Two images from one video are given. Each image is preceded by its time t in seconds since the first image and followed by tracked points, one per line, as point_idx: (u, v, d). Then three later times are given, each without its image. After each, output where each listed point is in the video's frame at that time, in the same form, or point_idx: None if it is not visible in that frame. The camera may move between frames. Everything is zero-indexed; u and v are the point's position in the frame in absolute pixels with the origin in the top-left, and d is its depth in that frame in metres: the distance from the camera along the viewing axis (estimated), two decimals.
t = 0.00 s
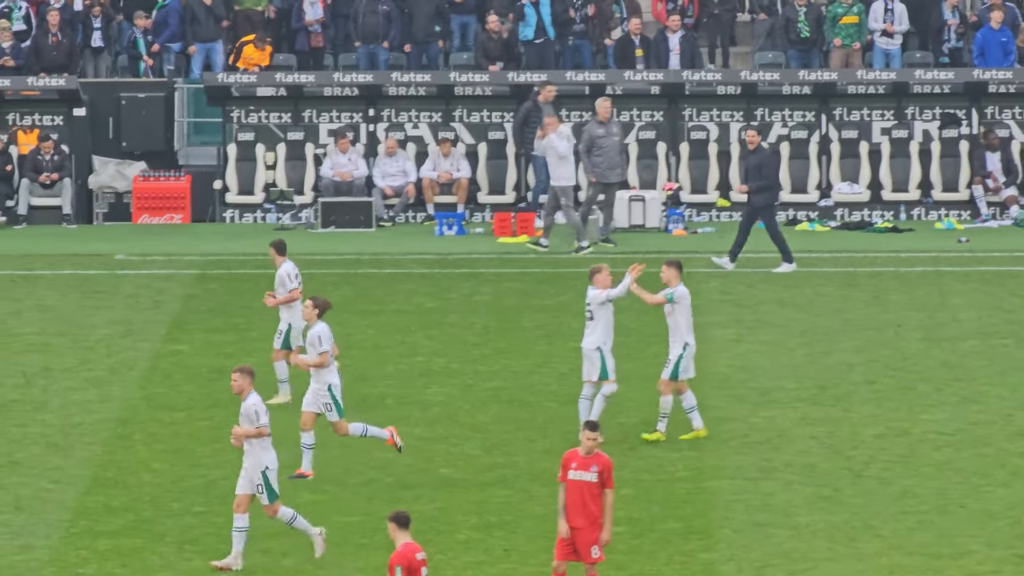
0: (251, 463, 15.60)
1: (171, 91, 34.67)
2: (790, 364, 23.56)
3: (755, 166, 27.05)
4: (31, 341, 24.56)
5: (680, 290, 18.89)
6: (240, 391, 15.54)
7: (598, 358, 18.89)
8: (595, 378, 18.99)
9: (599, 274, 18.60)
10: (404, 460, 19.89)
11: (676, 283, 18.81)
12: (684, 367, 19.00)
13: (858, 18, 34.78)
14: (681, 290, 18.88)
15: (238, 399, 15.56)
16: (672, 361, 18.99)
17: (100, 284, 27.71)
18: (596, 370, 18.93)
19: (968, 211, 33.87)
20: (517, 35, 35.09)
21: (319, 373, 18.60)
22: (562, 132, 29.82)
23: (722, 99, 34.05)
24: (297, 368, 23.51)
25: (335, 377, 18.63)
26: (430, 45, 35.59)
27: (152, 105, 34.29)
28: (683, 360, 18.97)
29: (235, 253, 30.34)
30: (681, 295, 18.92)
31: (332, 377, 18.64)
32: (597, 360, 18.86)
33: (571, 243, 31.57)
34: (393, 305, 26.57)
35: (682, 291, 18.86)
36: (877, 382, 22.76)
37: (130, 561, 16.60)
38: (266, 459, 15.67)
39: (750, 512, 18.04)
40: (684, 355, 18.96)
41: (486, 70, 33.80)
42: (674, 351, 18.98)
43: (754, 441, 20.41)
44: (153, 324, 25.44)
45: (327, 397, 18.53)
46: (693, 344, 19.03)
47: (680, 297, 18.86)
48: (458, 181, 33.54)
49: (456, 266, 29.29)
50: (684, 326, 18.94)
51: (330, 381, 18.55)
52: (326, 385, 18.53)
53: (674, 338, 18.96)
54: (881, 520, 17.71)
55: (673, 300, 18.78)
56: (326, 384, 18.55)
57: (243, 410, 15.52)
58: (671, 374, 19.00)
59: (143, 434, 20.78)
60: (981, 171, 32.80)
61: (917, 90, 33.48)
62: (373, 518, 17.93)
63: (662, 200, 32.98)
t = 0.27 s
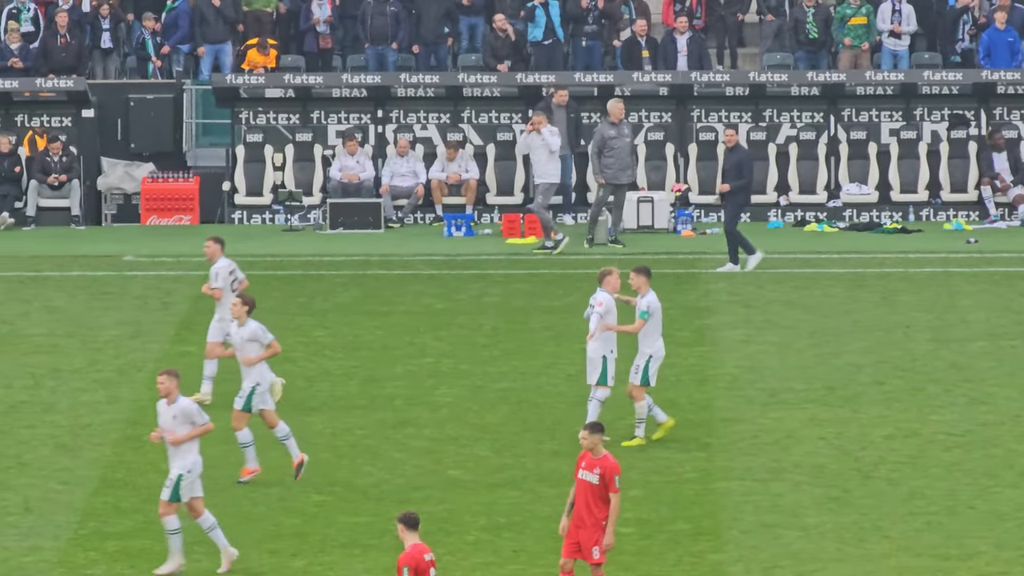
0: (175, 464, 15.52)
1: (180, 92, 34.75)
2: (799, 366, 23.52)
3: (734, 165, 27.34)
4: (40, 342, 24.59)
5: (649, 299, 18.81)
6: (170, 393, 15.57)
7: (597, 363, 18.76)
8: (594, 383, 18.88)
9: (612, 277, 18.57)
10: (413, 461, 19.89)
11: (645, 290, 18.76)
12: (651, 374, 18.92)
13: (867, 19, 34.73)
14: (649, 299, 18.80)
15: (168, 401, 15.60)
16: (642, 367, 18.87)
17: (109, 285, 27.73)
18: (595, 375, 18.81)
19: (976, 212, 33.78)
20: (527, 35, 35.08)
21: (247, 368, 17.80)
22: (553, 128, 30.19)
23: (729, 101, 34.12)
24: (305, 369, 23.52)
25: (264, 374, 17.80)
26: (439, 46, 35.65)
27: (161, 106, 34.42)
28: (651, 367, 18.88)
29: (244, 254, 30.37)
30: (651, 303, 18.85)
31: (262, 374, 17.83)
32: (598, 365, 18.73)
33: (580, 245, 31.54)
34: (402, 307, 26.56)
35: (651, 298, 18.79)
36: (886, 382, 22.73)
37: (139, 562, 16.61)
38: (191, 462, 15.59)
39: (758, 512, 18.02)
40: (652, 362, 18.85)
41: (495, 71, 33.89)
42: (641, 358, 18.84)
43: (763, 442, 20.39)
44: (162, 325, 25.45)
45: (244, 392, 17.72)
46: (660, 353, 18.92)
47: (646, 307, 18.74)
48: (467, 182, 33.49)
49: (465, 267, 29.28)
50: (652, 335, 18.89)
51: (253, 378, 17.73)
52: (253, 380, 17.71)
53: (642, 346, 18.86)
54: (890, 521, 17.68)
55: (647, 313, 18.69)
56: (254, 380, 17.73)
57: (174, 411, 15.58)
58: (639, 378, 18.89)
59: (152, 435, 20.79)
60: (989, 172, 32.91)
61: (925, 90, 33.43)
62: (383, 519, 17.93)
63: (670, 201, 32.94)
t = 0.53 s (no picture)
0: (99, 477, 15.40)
1: (187, 89, 34.73)
2: (806, 361, 23.50)
3: (713, 165, 27.16)
4: (47, 339, 24.60)
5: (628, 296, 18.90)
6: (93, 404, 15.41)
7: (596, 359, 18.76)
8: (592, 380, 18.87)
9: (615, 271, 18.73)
10: (421, 457, 19.88)
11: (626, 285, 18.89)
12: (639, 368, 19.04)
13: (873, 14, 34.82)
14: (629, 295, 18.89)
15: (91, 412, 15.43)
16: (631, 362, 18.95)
17: (116, 282, 27.74)
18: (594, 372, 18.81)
19: (983, 207, 33.86)
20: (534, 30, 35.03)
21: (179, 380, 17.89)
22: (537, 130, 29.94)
23: (737, 96, 33.89)
24: (313, 365, 23.52)
25: (194, 387, 17.93)
26: (446, 42, 35.64)
27: (167, 103, 34.38)
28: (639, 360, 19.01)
29: (251, 251, 30.37)
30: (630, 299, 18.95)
31: (192, 386, 17.94)
32: (598, 361, 18.74)
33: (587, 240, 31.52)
34: (409, 303, 26.55)
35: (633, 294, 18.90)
36: (893, 378, 22.70)
37: (147, 559, 16.62)
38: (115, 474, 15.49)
39: (766, 508, 18.01)
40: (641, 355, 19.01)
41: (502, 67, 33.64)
42: (631, 353, 18.94)
43: (770, 437, 20.37)
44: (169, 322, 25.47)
45: (177, 406, 17.82)
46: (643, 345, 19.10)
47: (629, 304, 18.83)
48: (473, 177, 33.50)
49: (472, 263, 29.26)
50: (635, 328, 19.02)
51: (184, 391, 17.84)
52: (183, 393, 17.83)
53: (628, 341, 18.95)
54: (898, 516, 17.66)
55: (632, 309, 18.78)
56: (185, 393, 17.85)
57: (95, 423, 15.38)
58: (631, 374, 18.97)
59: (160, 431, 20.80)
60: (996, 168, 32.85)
61: (933, 86, 33.42)
62: (390, 515, 17.93)
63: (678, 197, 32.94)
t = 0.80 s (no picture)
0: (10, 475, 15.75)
1: (185, 84, 34.78)
2: (805, 356, 23.51)
3: (682, 159, 27.40)
4: (46, 334, 24.61)
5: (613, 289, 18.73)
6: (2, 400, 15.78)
7: (586, 354, 18.83)
8: (584, 373, 19.00)
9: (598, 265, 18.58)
10: (419, 453, 19.89)
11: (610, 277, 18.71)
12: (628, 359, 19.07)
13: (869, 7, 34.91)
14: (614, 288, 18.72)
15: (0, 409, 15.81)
16: (619, 355, 18.96)
17: (115, 277, 27.76)
18: (585, 366, 18.93)
19: (982, 202, 33.92)
20: (534, 24, 35.03)
21: (95, 380, 17.82)
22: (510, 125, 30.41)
23: (735, 91, 33.92)
24: (312, 360, 23.53)
25: (110, 385, 17.87)
26: (445, 37, 35.71)
27: (166, 98, 34.34)
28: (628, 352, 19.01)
29: (249, 246, 30.38)
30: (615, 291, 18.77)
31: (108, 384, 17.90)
32: (590, 357, 18.84)
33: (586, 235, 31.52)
34: (408, 298, 26.56)
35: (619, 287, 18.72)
36: (892, 373, 22.70)
37: (145, 555, 16.64)
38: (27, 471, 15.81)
39: (764, 503, 18.03)
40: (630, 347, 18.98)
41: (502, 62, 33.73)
42: (618, 346, 18.92)
43: (769, 432, 20.38)
44: (168, 317, 25.49)
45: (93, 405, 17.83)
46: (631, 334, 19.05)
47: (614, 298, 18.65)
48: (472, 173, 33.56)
49: (471, 258, 29.28)
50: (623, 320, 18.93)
51: (102, 390, 17.80)
52: (100, 392, 17.80)
53: (616, 334, 18.89)
54: (895, 511, 17.68)
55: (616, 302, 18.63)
56: (102, 392, 17.81)
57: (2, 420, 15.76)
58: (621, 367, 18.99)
59: (158, 427, 20.82)
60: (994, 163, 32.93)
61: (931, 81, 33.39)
62: (389, 511, 17.94)
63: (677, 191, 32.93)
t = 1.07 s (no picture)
0: None
1: (189, 79, 34.82)
2: (809, 351, 23.50)
3: (658, 155, 27.13)
4: (49, 329, 24.61)
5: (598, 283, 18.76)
6: None
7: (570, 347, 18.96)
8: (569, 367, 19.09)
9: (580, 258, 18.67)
10: (424, 447, 19.90)
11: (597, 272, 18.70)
12: (616, 355, 18.97)
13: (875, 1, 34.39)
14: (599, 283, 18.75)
15: None
16: (604, 349, 18.91)
17: (118, 272, 27.76)
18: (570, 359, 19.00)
19: (988, 197, 33.80)
20: (539, 18, 34.95)
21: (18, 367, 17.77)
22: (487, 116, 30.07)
23: (739, 85, 33.90)
24: (316, 355, 23.53)
25: (35, 372, 17.77)
26: (450, 32, 35.66)
27: (170, 92, 34.31)
28: (614, 348, 18.92)
29: (253, 240, 30.38)
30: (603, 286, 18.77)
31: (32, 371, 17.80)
32: (573, 350, 18.91)
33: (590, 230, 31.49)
34: (412, 293, 26.56)
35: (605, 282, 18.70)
36: (896, 368, 22.69)
37: (149, 549, 16.64)
38: None
39: (769, 498, 18.02)
40: (615, 342, 18.89)
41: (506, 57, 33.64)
42: (603, 341, 18.89)
43: (773, 427, 20.37)
44: (172, 312, 25.49)
45: (18, 392, 17.70)
46: (622, 331, 18.94)
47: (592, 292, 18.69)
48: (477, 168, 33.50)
49: (475, 253, 29.26)
50: (611, 315, 18.90)
51: (24, 375, 17.68)
52: (23, 378, 17.68)
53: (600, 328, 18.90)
54: (899, 506, 17.68)
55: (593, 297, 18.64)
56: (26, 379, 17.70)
57: None
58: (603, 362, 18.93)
59: (162, 421, 20.82)
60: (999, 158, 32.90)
61: (936, 76, 33.32)
62: (393, 505, 17.95)
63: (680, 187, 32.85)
